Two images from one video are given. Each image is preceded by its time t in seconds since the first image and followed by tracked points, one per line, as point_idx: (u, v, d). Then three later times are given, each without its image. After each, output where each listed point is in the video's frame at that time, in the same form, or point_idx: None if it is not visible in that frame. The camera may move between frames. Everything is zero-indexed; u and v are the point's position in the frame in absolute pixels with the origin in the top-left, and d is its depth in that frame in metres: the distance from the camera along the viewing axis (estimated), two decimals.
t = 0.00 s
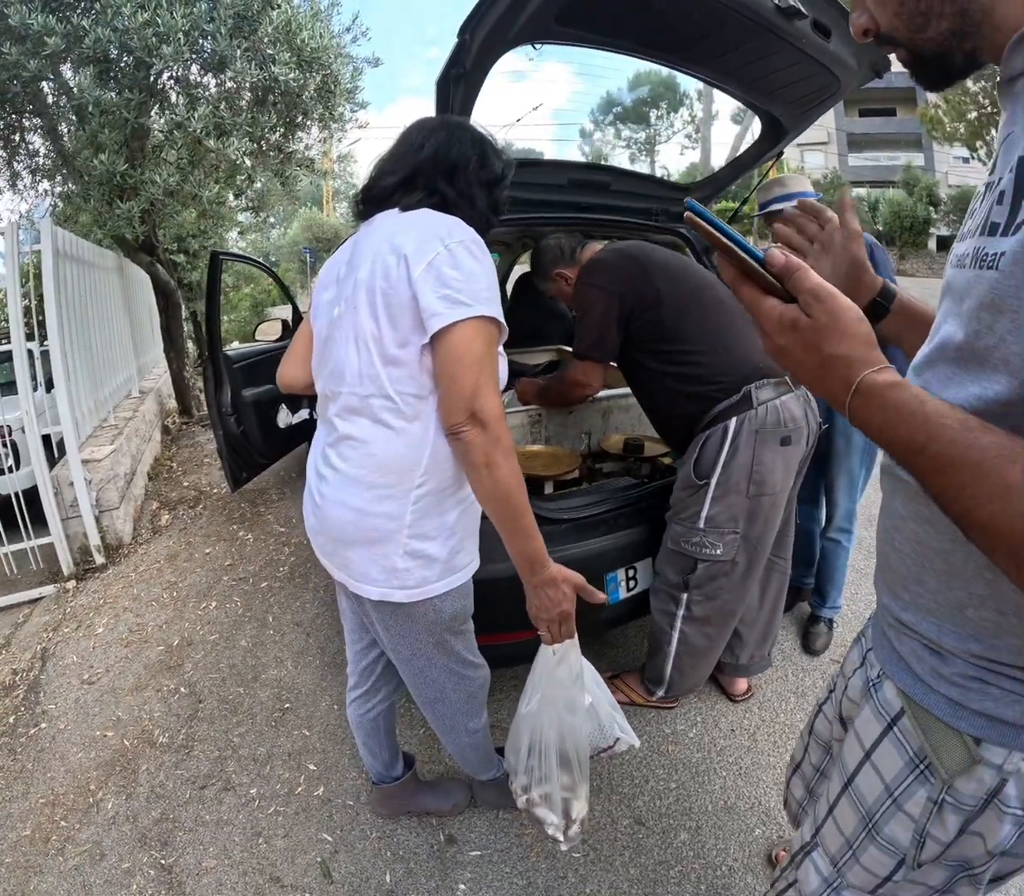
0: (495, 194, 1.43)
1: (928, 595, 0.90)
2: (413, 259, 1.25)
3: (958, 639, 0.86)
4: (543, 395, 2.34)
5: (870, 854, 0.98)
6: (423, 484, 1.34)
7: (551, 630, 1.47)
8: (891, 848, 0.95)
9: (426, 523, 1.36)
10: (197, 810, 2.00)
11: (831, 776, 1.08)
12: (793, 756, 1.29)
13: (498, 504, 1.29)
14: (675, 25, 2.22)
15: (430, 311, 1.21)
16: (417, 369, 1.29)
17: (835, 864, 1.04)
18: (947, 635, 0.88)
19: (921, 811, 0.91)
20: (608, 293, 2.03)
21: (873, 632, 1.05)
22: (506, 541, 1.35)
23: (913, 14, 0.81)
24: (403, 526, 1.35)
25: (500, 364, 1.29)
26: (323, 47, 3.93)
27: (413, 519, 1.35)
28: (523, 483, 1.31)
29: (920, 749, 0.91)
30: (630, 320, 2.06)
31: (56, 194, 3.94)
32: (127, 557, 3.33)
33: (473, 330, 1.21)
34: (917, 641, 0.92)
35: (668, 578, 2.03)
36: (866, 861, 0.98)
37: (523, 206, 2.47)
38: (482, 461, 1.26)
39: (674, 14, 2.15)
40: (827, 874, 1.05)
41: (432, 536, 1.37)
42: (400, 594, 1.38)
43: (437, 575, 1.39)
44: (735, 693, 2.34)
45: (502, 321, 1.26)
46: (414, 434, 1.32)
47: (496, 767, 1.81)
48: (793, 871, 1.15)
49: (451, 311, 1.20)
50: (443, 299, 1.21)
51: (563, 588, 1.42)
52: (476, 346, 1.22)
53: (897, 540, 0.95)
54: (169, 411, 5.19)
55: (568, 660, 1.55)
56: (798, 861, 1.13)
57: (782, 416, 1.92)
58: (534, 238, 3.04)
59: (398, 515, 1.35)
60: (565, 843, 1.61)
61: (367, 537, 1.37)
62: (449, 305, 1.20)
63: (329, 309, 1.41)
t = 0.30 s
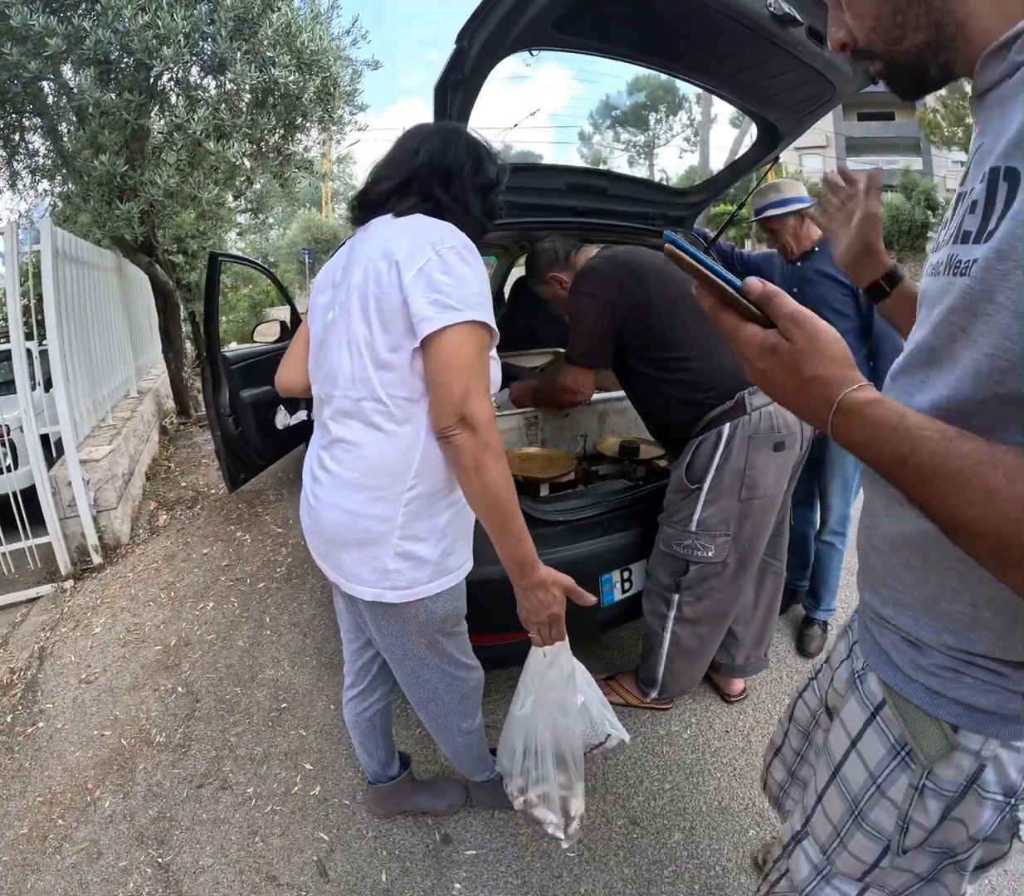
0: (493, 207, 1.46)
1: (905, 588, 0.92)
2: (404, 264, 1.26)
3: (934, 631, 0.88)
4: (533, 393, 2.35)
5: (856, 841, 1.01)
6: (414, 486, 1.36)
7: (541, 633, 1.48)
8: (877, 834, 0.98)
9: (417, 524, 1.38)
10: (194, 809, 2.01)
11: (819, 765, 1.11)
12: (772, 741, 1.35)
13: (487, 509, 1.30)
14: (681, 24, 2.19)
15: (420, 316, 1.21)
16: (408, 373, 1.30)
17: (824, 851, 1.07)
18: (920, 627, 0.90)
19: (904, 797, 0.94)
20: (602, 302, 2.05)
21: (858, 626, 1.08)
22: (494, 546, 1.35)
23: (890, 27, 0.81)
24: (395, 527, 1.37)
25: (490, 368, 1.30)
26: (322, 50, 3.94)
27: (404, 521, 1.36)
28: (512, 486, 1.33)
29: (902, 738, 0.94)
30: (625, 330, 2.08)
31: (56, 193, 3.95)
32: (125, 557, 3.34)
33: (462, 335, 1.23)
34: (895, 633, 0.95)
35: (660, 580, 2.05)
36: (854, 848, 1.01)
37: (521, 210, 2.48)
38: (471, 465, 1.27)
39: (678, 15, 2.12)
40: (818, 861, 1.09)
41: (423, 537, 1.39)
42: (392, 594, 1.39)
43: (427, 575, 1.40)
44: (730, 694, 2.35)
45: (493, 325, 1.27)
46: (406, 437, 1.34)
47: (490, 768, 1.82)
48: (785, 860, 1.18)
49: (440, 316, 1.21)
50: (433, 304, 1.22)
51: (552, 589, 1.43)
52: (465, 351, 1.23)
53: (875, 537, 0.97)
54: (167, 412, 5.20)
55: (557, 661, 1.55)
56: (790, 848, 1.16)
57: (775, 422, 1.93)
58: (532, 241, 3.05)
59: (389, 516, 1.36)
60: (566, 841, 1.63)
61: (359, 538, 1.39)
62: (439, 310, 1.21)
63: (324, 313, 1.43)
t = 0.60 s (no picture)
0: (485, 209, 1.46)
1: (892, 562, 0.97)
2: (393, 269, 1.26)
3: (916, 597, 0.93)
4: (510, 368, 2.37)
5: (856, 811, 1.03)
6: (400, 488, 1.36)
7: (526, 637, 1.48)
8: (875, 803, 1.00)
9: (403, 526, 1.38)
10: (185, 809, 2.01)
11: (815, 740, 1.14)
12: (746, 729, 1.37)
13: (470, 513, 1.30)
14: (689, 33, 2.21)
15: (407, 320, 1.22)
16: (395, 376, 1.31)
17: (827, 824, 1.09)
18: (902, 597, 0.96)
19: (899, 765, 0.97)
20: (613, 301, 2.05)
21: (847, 604, 1.11)
22: (477, 549, 1.35)
23: (849, 66, 0.90)
24: (381, 529, 1.37)
25: (478, 372, 1.30)
26: (324, 53, 3.95)
27: (389, 524, 1.37)
28: (498, 490, 1.32)
29: (895, 706, 0.97)
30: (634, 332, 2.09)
31: (55, 191, 3.95)
32: (118, 556, 3.34)
33: (450, 339, 1.23)
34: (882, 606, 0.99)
35: (655, 584, 2.06)
36: (854, 818, 1.04)
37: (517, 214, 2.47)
38: (455, 468, 1.27)
39: (678, 20, 2.14)
40: (821, 835, 1.11)
41: (410, 539, 1.39)
42: (377, 595, 1.40)
43: (413, 577, 1.40)
44: (723, 700, 2.36)
45: (482, 330, 1.27)
46: (393, 440, 1.34)
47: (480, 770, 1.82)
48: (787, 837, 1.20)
49: (426, 320, 1.21)
50: (420, 309, 1.22)
51: (536, 596, 1.42)
52: (451, 355, 1.23)
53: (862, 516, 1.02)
54: (162, 412, 5.19)
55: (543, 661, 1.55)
56: (792, 825, 1.18)
57: (782, 436, 1.94)
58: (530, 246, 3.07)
59: (375, 518, 1.37)
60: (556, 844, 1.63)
61: (345, 538, 1.40)
62: (425, 314, 1.22)
63: (316, 315, 1.45)
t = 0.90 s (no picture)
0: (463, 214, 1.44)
1: (851, 539, 1.12)
2: (363, 281, 1.28)
3: (872, 560, 1.09)
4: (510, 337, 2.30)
5: (829, 774, 1.17)
6: (375, 498, 1.37)
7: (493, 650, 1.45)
8: (846, 766, 1.14)
9: (379, 535, 1.39)
10: (173, 813, 2.00)
11: (781, 716, 1.29)
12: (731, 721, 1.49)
13: (438, 523, 1.30)
14: (682, 39, 2.22)
15: (374, 332, 1.23)
16: (367, 386, 1.32)
17: (796, 794, 1.25)
18: (869, 556, 1.09)
19: (864, 727, 1.11)
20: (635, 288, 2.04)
21: (798, 584, 1.27)
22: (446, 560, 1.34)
23: (832, 91, 1.04)
24: (357, 537, 1.38)
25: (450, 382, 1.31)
26: (324, 59, 3.97)
27: (365, 533, 1.38)
28: (467, 500, 1.32)
29: (860, 674, 1.12)
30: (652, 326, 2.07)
31: (54, 191, 3.96)
32: (110, 558, 3.33)
33: (416, 350, 1.23)
34: (840, 578, 1.14)
35: (656, 598, 2.07)
36: (824, 784, 1.18)
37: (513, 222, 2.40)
38: (425, 477, 1.27)
39: (673, 28, 2.16)
40: (791, 806, 1.26)
41: (386, 548, 1.39)
42: (354, 603, 1.41)
43: (391, 586, 1.41)
44: (712, 710, 2.36)
45: (453, 340, 1.28)
46: (365, 451, 1.35)
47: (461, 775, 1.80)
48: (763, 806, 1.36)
49: (394, 332, 1.22)
50: (387, 321, 1.23)
51: (503, 611, 1.39)
52: (420, 367, 1.23)
53: (823, 498, 1.16)
54: (156, 414, 5.19)
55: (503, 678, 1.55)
56: (765, 799, 1.35)
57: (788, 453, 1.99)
58: (526, 254, 3.09)
59: (351, 527, 1.38)
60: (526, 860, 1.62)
61: (322, 547, 1.41)
62: (392, 326, 1.22)
63: (296, 326, 1.47)
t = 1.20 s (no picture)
0: (436, 221, 1.46)
1: (854, 539, 1.13)
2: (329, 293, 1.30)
3: (876, 556, 1.10)
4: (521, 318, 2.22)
5: (838, 769, 1.17)
6: (350, 507, 1.38)
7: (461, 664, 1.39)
8: (857, 757, 1.15)
9: (356, 544, 1.39)
10: (163, 816, 2.00)
11: (779, 721, 1.28)
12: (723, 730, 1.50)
13: (402, 533, 1.27)
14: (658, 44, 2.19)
15: (337, 342, 1.25)
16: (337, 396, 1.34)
17: (800, 797, 1.24)
18: (872, 552, 1.11)
19: (875, 716, 1.12)
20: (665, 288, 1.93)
21: (788, 589, 1.28)
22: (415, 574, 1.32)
23: (797, 128, 1.15)
24: (334, 546, 1.39)
25: (417, 391, 1.30)
26: (324, 64, 3.98)
27: (341, 542, 1.39)
28: (434, 512, 1.30)
29: (870, 668, 1.12)
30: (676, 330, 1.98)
31: (54, 191, 3.95)
32: (104, 559, 3.33)
33: (379, 359, 1.23)
34: (842, 579, 1.15)
35: (660, 614, 2.08)
36: (834, 780, 1.18)
37: (509, 231, 2.28)
38: (390, 486, 1.25)
39: (670, 39, 2.16)
40: (795, 811, 1.24)
41: (364, 557, 1.40)
42: (334, 611, 1.42)
43: (369, 594, 1.42)
44: (703, 719, 2.37)
45: (418, 347, 1.27)
46: (337, 459, 1.36)
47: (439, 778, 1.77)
48: (758, 817, 1.34)
49: (356, 341, 1.23)
50: (350, 329, 1.24)
51: (467, 624, 1.33)
52: (383, 375, 1.23)
53: (822, 499, 1.17)
54: (152, 415, 5.19)
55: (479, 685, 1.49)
56: (764, 808, 1.32)
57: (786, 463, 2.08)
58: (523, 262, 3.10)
59: (327, 537, 1.39)
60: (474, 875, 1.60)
61: (301, 556, 1.43)
62: (354, 335, 1.24)
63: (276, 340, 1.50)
